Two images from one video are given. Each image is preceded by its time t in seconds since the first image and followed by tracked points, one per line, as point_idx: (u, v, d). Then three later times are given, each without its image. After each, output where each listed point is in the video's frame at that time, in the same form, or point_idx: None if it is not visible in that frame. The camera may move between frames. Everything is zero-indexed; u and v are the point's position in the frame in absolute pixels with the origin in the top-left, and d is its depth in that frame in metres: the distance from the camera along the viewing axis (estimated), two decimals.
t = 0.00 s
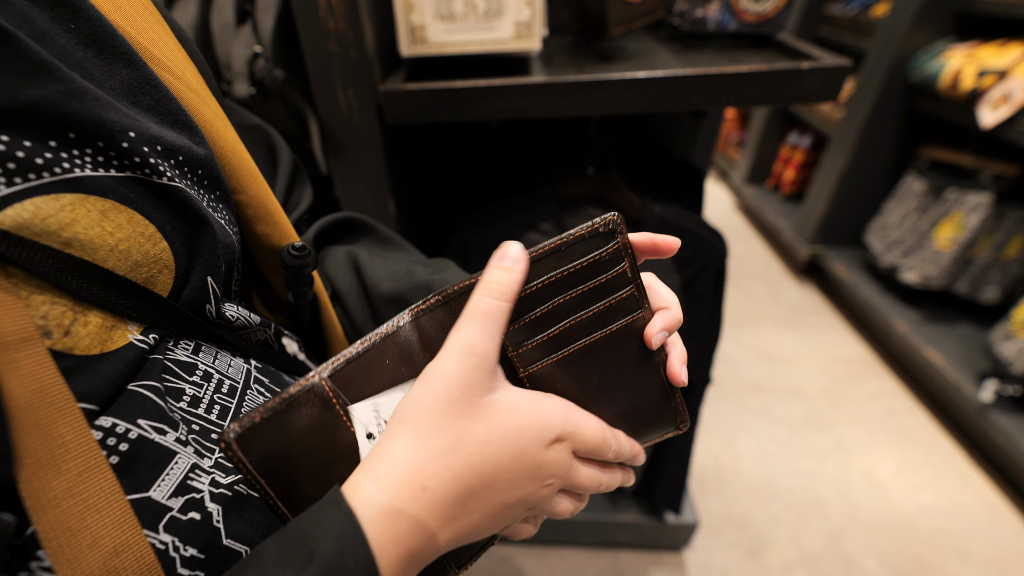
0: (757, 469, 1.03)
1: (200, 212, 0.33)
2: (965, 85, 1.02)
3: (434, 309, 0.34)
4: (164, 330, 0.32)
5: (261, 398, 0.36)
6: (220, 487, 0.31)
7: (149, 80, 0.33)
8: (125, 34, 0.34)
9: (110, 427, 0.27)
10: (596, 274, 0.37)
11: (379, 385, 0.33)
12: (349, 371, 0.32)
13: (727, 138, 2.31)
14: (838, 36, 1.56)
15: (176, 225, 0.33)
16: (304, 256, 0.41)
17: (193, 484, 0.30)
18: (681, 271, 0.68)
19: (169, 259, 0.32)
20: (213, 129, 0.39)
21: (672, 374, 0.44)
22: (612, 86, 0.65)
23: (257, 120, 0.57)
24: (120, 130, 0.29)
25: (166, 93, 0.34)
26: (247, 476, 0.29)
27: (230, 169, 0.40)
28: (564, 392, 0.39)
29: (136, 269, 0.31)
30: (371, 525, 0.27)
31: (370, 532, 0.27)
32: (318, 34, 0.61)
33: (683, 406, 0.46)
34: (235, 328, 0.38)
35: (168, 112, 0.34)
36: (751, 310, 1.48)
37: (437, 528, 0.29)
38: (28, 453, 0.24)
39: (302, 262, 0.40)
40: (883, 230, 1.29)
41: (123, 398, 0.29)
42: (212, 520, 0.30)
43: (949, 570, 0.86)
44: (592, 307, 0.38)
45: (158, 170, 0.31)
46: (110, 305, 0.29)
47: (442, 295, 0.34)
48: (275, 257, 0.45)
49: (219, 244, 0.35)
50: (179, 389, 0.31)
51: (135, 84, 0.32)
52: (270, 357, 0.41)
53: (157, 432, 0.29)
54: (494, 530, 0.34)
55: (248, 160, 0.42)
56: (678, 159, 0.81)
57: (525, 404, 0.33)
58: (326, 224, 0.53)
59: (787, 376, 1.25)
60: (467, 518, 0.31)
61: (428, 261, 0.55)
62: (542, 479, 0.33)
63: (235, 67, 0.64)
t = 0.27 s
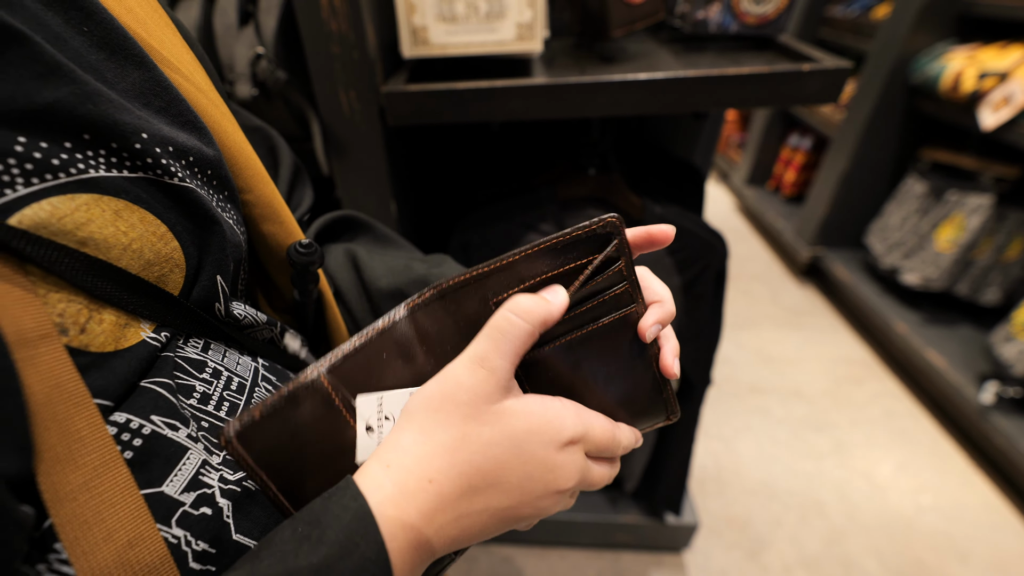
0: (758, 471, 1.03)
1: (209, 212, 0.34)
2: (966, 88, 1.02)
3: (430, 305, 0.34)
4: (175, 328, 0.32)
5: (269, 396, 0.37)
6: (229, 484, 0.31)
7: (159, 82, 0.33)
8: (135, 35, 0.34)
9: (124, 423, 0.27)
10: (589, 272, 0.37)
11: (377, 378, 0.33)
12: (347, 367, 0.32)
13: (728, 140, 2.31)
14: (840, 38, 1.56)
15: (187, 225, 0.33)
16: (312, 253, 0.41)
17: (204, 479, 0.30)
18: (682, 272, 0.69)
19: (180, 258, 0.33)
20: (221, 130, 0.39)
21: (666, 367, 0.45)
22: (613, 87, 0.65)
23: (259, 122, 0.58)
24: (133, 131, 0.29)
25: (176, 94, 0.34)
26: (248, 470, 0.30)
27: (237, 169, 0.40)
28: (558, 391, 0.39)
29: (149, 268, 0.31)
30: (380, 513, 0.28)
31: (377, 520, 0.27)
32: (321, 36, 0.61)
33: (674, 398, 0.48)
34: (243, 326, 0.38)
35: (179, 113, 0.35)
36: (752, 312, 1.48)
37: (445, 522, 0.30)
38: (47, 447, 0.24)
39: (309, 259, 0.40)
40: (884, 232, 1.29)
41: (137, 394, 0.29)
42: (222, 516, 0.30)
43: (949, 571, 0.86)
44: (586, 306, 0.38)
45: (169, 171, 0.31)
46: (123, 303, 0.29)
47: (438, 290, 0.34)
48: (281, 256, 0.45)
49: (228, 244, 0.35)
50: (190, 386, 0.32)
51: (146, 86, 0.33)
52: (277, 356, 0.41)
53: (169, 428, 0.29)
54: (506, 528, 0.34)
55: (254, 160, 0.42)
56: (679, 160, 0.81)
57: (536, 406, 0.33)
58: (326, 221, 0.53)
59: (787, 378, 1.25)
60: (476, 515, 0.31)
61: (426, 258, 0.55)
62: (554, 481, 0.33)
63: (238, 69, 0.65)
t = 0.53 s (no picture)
0: (757, 471, 1.03)
1: (213, 211, 0.34)
2: (965, 88, 1.03)
3: (430, 304, 0.35)
4: (180, 326, 0.32)
5: (273, 392, 0.37)
6: (234, 480, 0.31)
7: (164, 83, 0.34)
8: (140, 36, 0.34)
9: (131, 419, 0.28)
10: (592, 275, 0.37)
11: (383, 375, 0.33)
12: (355, 362, 0.32)
13: (729, 141, 2.31)
14: (840, 39, 1.56)
15: (191, 224, 0.33)
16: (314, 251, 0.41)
17: (209, 476, 0.30)
18: (681, 272, 0.69)
19: (184, 256, 0.33)
20: (225, 130, 0.40)
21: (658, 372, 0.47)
22: (612, 87, 0.65)
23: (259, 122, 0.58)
24: (138, 131, 0.30)
25: (180, 94, 0.34)
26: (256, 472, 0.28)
27: (240, 169, 0.41)
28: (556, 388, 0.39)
29: (154, 267, 0.31)
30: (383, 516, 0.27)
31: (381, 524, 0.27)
32: (321, 36, 0.61)
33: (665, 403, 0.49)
34: (245, 324, 0.38)
35: (183, 113, 0.35)
36: (752, 312, 1.48)
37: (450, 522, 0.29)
38: (55, 443, 0.24)
39: (312, 257, 0.40)
40: (884, 232, 1.29)
41: (143, 391, 0.29)
42: (228, 512, 0.30)
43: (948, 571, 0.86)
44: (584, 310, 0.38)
45: (174, 171, 0.32)
46: (128, 300, 0.29)
47: (437, 289, 0.35)
48: (283, 255, 0.45)
49: (232, 243, 0.35)
50: (195, 383, 0.32)
51: (152, 86, 0.33)
52: (281, 353, 0.41)
53: (175, 425, 0.29)
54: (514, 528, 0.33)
55: (256, 159, 0.42)
56: (679, 161, 0.81)
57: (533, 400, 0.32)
58: (329, 220, 0.54)
59: (787, 378, 1.25)
60: (481, 514, 0.30)
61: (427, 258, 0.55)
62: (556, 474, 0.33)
63: (238, 69, 0.65)
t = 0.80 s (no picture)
0: (757, 470, 1.03)
1: (214, 207, 0.34)
2: (967, 88, 1.02)
3: (438, 312, 0.34)
4: (183, 320, 0.32)
5: (276, 386, 0.37)
6: (238, 472, 0.31)
7: (164, 77, 0.33)
8: (140, 29, 0.34)
9: (134, 412, 0.28)
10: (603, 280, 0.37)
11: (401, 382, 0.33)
12: (372, 372, 0.31)
13: (730, 140, 2.31)
14: (841, 38, 1.56)
15: (192, 219, 0.33)
16: (315, 248, 0.41)
17: (213, 468, 0.30)
18: (681, 272, 0.69)
19: (186, 251, 0.33)
20: (227, 125, 0.39)
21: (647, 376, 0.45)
22: (613, 85, 0.65)
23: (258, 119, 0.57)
24: (139, 124, 0.29)
25: (180, 89, 0.34)
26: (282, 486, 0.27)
27: (242, 165, 0.40)
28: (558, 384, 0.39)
29: (155, 261, 0.31)
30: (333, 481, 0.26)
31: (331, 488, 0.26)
32: (321, 33, 0.61)
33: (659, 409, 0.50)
34: (247, 319, 0.38)
35: (185, 108, 0.34)
36: (752, 312, 1.48)
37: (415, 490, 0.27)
38: (58, 435, 0.24)
39: (314, 254, 0.41)
40: (884, 232, 1.29)
41: (146, 383, 0.29)
42: (232, 504, 0.30)
43: (947, 569, 0.86)
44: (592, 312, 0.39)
45: (174, 165, 0.31)
46: (130, 294, 0.29)
47: (445, 299, 0.34)
48: (285, 252, 0.45)
49: (234, 238, 0.35)
50: (198, 376, 0.32)
51: (152, 81, 0.33)
52: (284, 348, 0.41)
53: (179, 418, 0.29)
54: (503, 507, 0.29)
55: (259, 156, 0.42)
56: (679, 160, 0.81)
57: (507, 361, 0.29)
58: (334, 219, 0.54)
59: (787, 378, 1.25)
60: (452, 483, 0.27)
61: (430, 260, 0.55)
62: (538, 444, 0.28)
63: (237, 66, 0.65)
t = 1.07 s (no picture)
0: (758, 465, 1.04)
1: (215, 198, 0.34)
2: (968, 85, 1.03)
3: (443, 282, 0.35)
4: (184, 311, 0.32)
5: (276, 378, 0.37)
6: (238, 462, 0.31)
7: (164, 68, 0.33)
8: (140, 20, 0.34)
9: (135, 401, 0.27)
10: (588, 255, 0.38)
11: (398, 341, 0.33)
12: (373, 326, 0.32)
13: (732, 138, 2.31)
14: (843, 36, 1.56)
15: (192, 210, 0.33)
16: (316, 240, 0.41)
17: (214, 458, 0.29)
18: (683, 267, 0.69)
19: (187, 242, 0.32)
20: (227, 117, 0.39)
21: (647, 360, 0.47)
22: (615, 80, 0.65)
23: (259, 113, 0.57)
24: (139, 115, 0.29)
25: (181, 80, 0.34)
26: (275, 420, 0.28)
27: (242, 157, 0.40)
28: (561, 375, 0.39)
29: (156, 251, 0.31)
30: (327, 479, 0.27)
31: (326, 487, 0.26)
32: (322, 27, 0.60)
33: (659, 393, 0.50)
34: (249, 312, 0.38)
35: (185, 100, 0.34)
36: (753, 309, 1.48)
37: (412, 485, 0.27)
38: (59, 423, 0.23)
39: (315, 246, 0.40)
40: (886, 229, 1.29)
41: (147, 373, 0.29)
42: (233, 494, 0.30)
43: (946, 563, 0.86)
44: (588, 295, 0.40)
45: (175, 156, 0.31)
46: (131, 285, 0.29)
47: (451, 268, 0.35)
48: (286, 245, 0.45)
49: (234, 229, 0.35)
50: (200, 366, 0.32)
51: (152, 72, 0.32)
52: (284, 340, 0.41)
53: (180, 407, 0.29)
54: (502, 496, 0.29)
55: (260, 149, 0.42)
56: (682, 155, 0.81)
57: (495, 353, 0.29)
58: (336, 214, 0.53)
59: (788, 374, 1.25)
60: (447, 477, 0.27)
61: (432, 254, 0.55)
62: (533, 432, 0.28)
63: (238, 60, 0.65)
